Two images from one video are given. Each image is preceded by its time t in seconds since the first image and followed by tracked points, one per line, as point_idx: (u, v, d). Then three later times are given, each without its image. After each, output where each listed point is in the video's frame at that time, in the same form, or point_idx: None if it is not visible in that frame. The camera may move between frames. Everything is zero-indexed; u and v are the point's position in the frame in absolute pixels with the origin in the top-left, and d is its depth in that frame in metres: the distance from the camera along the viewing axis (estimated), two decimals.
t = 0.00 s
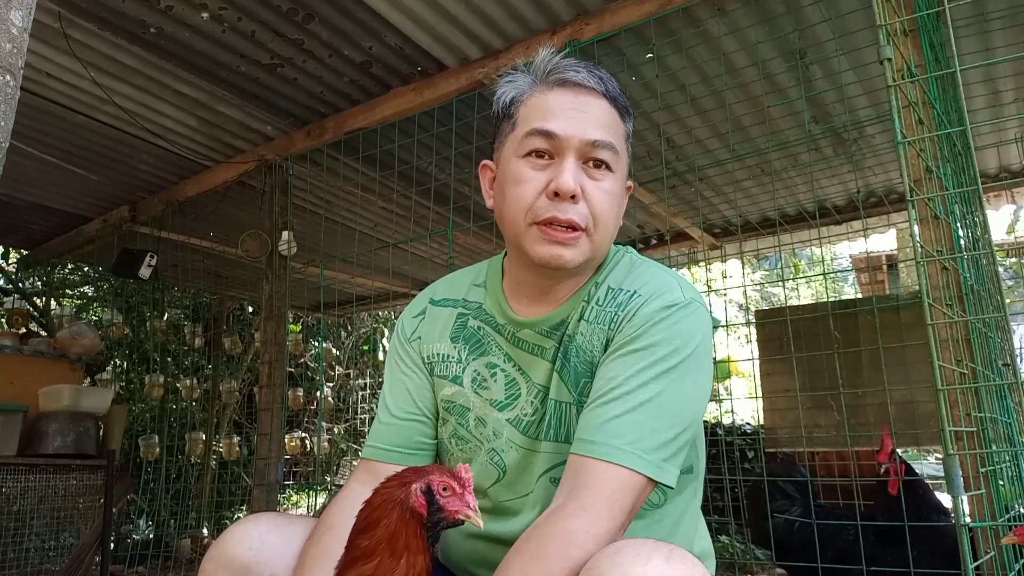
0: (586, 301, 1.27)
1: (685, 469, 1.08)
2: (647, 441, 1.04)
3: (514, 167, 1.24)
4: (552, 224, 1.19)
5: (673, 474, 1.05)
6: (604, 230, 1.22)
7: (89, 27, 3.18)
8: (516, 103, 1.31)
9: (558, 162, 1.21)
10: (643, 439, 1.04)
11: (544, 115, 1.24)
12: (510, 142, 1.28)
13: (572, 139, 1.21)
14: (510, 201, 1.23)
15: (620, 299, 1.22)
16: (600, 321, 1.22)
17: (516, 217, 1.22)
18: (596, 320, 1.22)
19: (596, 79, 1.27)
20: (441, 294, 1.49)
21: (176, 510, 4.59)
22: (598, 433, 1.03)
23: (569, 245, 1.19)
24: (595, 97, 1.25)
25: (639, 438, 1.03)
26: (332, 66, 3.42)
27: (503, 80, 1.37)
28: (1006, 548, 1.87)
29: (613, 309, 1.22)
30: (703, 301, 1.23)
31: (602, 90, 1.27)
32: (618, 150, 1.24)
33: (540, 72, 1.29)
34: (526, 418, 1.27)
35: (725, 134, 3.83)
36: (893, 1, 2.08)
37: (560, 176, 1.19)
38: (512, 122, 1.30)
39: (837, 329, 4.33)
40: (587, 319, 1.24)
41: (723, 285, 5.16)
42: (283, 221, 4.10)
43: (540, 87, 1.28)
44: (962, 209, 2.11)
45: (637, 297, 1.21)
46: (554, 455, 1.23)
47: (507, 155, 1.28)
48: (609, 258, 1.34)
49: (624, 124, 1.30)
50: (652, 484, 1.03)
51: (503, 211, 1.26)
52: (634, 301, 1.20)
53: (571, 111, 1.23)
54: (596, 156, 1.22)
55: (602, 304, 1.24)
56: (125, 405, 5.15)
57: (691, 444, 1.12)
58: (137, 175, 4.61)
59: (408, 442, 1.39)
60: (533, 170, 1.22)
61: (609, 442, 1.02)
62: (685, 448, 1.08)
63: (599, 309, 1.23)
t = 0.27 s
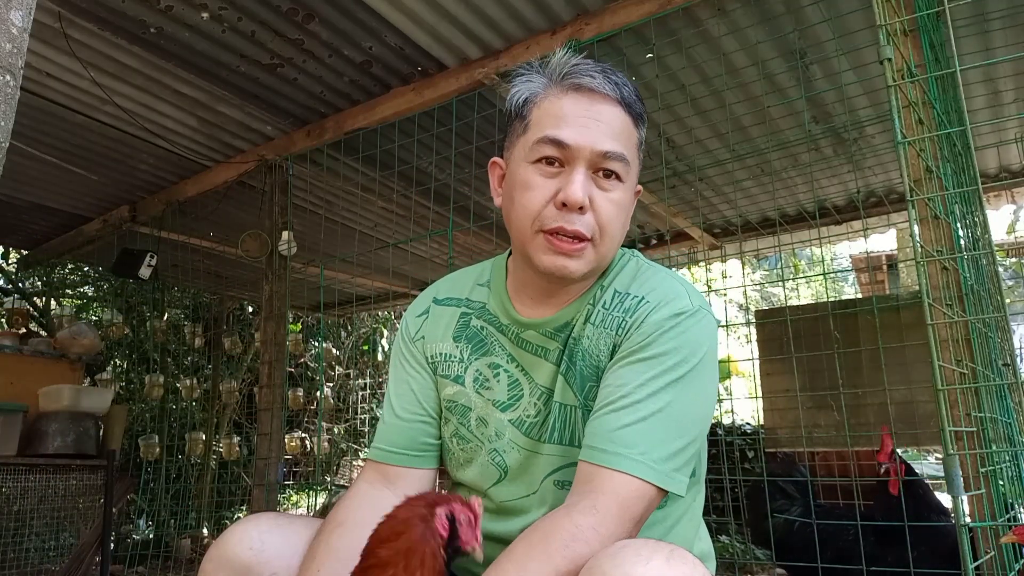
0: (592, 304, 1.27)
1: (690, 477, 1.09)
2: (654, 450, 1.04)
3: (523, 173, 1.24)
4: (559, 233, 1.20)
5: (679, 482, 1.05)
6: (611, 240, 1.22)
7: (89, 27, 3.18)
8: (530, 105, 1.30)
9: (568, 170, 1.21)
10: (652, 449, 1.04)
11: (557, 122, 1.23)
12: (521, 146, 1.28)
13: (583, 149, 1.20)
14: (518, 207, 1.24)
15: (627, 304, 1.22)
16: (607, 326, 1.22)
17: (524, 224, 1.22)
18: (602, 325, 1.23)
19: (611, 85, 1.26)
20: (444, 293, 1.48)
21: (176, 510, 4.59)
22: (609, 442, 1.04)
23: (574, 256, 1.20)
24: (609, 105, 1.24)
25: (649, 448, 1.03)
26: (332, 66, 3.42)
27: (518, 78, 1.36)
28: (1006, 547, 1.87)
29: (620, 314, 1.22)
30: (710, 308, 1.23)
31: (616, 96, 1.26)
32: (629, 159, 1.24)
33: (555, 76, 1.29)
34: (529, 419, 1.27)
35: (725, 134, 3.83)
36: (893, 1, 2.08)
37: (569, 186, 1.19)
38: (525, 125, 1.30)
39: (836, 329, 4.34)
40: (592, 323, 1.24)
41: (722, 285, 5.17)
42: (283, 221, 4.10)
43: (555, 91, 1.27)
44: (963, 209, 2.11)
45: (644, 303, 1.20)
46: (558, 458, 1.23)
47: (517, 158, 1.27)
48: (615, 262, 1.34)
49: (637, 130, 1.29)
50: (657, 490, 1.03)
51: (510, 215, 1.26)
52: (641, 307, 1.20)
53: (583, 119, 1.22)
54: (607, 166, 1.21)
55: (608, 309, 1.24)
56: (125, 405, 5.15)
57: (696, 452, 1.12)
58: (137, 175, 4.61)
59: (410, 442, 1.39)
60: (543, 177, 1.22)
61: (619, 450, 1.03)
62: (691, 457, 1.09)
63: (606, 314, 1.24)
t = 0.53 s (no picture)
0: (592, 305, 1.27)
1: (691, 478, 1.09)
2: (655, 452, 1.04)
3: (525, 175, 1.24)
4: (561, 236, 1.19)
5: (679, 483, 1.05)
6: (612, 243, 1.22)
7: (89, 27, 3.18)
8: (532, 106, 1.30)
9: (570, 173, 1.21)
10: (653, 450, 1.04)
11: (560, 124, 1.23)
12: (523, 147, 1.27)
13: (586, 151, 1.20)
14: (519, 209, 1.23)
15: (627, 305, 1.22)
16: (606, 327, 1.22)
17: (525, 226, 1.22)
18: (602, 325, 1.23)
19: (614, 87, 1.27)
20: (445, 293, 1.48)
21: (176, 510, 4.59)
22: (610, 444, 1.04)
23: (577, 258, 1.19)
24: (612, 107, 1.24)
25: (650, 449, 1.04)
26: (332, 66, 3.42)
27: (520, 78, 1.37)
28: (1006, 547, 1.87)
29: (620, 315, 1.21)
30: (710, 308, 1.23)
31: (619, 98, 1.26)
32: (631, 162, 1.24)
33: (559, 77, 1.29)
34: (528, 420, 1.26)
35: (725, 134, 3.83)
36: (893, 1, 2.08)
37: (571, 189, 1.19)
38: (527, 126, 1.29)
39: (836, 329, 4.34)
40: (592, 323, 1.24)
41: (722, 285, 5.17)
42: (283, 221, 4.10)
43: (558, 93, 1.27)
44: (963, 209, 2.11)
45: (644, 304, 1.20)
46: (557, 459, 1.23)
47: (518, 159, 1.27)
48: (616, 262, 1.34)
49: (639, 132, 1.29)
50: (657, 491, 1.03)
51: (512, 217, 1.26)
52: (641, 308, 1.20)
53: (586, 121, 1.23)
54: (609, 169, 1.21)
55: (607, 308, 1.24)
56: (125, 405, 5.15)
57: (697, 453, 1.12)
58: (137, 175, 4.61)
59: (410, 442, 1.38)
60: (545, 180, 1.22)
61: (620, 452, 1.03)
62: (691, 459, 1.09)
63: (606, 314, 1.23)
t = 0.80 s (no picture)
0: (587, 305, 1.27)
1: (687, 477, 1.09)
2: (649, 452, 1.04)
3: (518, 179, 1.24)
4: (556, 240, 1.19)
5: (675, 482, 1.05)
6: (607, 245, 1.22)
7: (89, 27, 3.18)
8: (523, 109, 1.30)
9: (563, 177, 1.21)
10: (647, 450, 1.04)
11: (551, 127, 1.23)
12: (515, 151, 1.27)
13: (578, 154, 1.20)
14: (513, 214, 1.23)
15: (622, 305, 1.22)
16: (602, 327, 1.22)
17: (520, 231, 1.22)
18: (597, 326, 1.23)
19: (605, 88, 1.27)
20: (441, 295, 1.48)
21: (176, 510, 4.59)
22: (605, 445, 1.04)
23: (572, 262, 1.19)
24: (604, 108, 1.24)
25: (644, 449, 1.04)
26: (332, 66, 3.42)
27: (509, 80, 1.37)
28: (1006, 548, 1.86)
29: (615, 315, 1.21)
30: (705, 305, 1.23)
31: (610, 98, 1.26)
32: (624, 162, 1.24)
33: (549, 79, 1.29)
34: (525, 421, 1.26)
35: (725, 134, 3.83)
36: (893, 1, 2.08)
37: (564, 193, 1.19)
38: (518, 129, 1.30)
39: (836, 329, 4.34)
40: (587, 323, 1.24)
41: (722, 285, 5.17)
42: (283, 221, 4.10)
43: (548, 95, 1.27)
44: (963, 209, 2.11)
45: (639, 303, 1.20)
46: (554, 460, 1.23)
47: (510, 163, 1.27)
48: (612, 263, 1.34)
49: (631, 131, 1.29)
50: (652, 490, 1.03)
51: (506, 221, 1.26)
52: (636, 307, 1.20)
53: (578, 123, 1.23)
54: (602, 170, 1.21)
55: (603, 308, 1.24)
56: (125, 405, 5.15)
57: (693, 452, 1.12)
58: (137, 175, 4.61)
59: (407, 445, 1.38)
60: (538, 184, 1.22)
61: (614, 453, 1.03)
62: (687, 457, 1.09)
63: (601, 314, 1.23)
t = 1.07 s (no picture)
0: (586, 305, 1.27)
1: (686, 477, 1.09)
2: (648, 451, 1.04)
3: (515, 181, 1.24)
4: (554, 241, 1.20)
5: (674, 482, 1.05)
6: (606, 245, 1.22)
7: (89, 27, 3.18)
8: (518, 109, 1.30)
9: (560, 178, 1.21)
10: (646, 450, 1.04)
11: (547, 128, 1.23)
12: (511, 152, 1.27)
13: (575, 155, 1.20)
14: (511, 216, 1.23)
15: (621, 305, 1.22)
16: (600, 327, 1.22)
17: (517, 233, 1.22)
18: (596, 326, 1.22)
19: (601, 87, 1.26)
20: (439, 296, 1.48)
21: (176, 510, 4.59)
22: (603, 445, 1.04)
23: (570, 263, 1.19)
24: (600, 108, 1.24)
25: (642, 449, 1.04)
26: (332, 66, 3.42)
27: (504, 81, 1.36)
28: (1006, 548, 1.86)
29: (614, 315, 1.21)
30: (705, 305, 1.23)
31: (606, 98, 1.26)
32: (622, 162, 1.23)
33: (544, 80, 1.29)
34: (524, 422, 1.26)
35: (725, 134, 3.83)
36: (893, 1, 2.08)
37: (562, 194, 1.19)
38: (514, 130, 1.29)
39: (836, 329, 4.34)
40: (586, 324, 1.24)
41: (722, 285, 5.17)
42: (283, 221, 4.10)
43: (544, 95, 1.27)
44: (963, 209, 2.11)
45: (638, 304, 1.20)
46: (553, 460, 1.23)
47: (507, 165, 1.27)
48: (611, 262, 1.34)
49: (628, 131, 1.29)
50: (652, 491, 1.03)
51: (504, 223, 1.26)
52: (634, 308, 1.20)
53: (574, 124, 1.22)
54: (599, 171, 1.21)
55: (601, 308, 1.24)
56: (125, 405, 5.15)
57: (692, 451, 1.12)
58: (137, 175, 4.61)
59: (406, 446, 1.38)
60: (535, 186, 1.22)
61: (612, 452, 1.03)
62: (686, 457, 1.09)
63: (599, 314, 1.23)
